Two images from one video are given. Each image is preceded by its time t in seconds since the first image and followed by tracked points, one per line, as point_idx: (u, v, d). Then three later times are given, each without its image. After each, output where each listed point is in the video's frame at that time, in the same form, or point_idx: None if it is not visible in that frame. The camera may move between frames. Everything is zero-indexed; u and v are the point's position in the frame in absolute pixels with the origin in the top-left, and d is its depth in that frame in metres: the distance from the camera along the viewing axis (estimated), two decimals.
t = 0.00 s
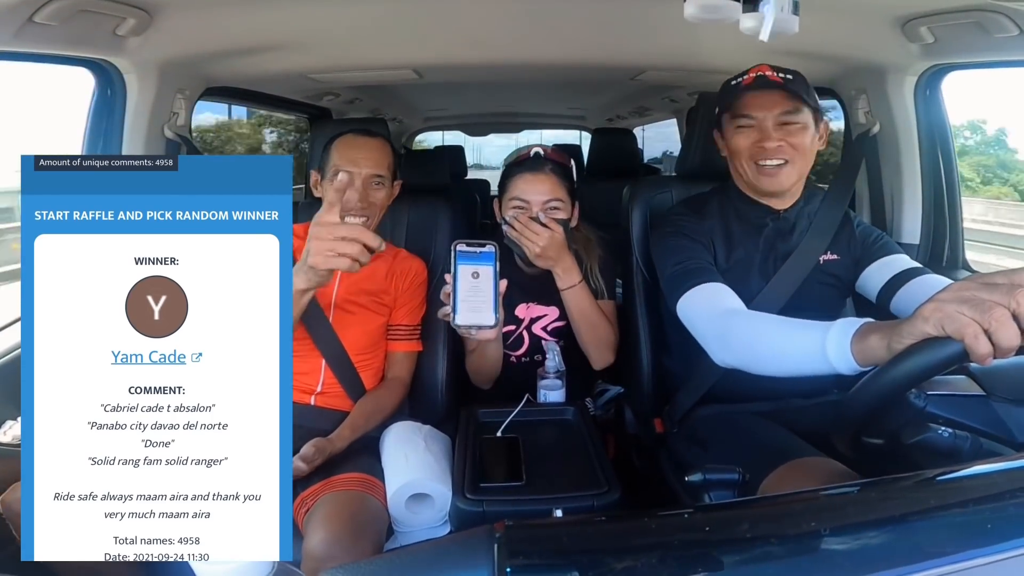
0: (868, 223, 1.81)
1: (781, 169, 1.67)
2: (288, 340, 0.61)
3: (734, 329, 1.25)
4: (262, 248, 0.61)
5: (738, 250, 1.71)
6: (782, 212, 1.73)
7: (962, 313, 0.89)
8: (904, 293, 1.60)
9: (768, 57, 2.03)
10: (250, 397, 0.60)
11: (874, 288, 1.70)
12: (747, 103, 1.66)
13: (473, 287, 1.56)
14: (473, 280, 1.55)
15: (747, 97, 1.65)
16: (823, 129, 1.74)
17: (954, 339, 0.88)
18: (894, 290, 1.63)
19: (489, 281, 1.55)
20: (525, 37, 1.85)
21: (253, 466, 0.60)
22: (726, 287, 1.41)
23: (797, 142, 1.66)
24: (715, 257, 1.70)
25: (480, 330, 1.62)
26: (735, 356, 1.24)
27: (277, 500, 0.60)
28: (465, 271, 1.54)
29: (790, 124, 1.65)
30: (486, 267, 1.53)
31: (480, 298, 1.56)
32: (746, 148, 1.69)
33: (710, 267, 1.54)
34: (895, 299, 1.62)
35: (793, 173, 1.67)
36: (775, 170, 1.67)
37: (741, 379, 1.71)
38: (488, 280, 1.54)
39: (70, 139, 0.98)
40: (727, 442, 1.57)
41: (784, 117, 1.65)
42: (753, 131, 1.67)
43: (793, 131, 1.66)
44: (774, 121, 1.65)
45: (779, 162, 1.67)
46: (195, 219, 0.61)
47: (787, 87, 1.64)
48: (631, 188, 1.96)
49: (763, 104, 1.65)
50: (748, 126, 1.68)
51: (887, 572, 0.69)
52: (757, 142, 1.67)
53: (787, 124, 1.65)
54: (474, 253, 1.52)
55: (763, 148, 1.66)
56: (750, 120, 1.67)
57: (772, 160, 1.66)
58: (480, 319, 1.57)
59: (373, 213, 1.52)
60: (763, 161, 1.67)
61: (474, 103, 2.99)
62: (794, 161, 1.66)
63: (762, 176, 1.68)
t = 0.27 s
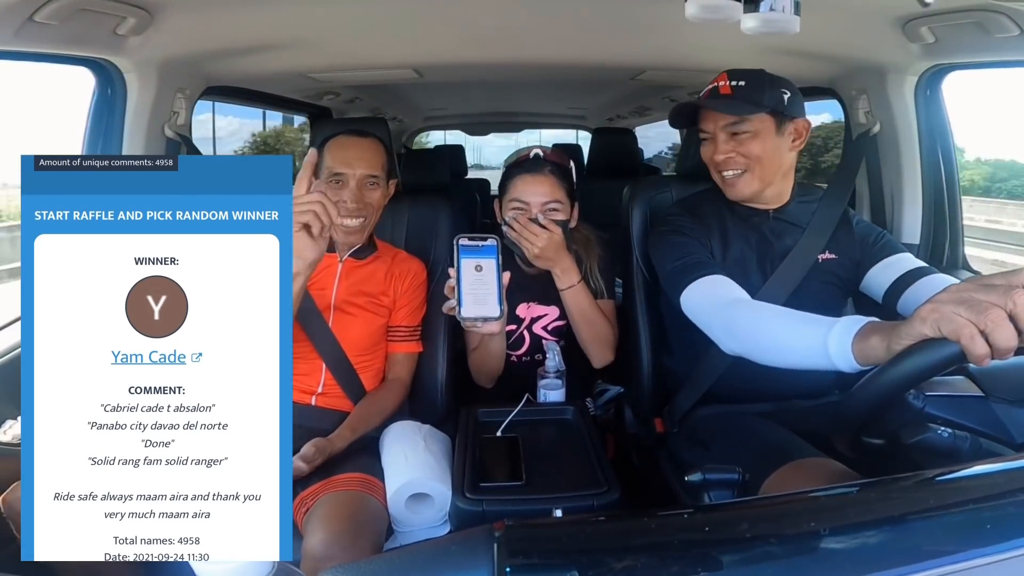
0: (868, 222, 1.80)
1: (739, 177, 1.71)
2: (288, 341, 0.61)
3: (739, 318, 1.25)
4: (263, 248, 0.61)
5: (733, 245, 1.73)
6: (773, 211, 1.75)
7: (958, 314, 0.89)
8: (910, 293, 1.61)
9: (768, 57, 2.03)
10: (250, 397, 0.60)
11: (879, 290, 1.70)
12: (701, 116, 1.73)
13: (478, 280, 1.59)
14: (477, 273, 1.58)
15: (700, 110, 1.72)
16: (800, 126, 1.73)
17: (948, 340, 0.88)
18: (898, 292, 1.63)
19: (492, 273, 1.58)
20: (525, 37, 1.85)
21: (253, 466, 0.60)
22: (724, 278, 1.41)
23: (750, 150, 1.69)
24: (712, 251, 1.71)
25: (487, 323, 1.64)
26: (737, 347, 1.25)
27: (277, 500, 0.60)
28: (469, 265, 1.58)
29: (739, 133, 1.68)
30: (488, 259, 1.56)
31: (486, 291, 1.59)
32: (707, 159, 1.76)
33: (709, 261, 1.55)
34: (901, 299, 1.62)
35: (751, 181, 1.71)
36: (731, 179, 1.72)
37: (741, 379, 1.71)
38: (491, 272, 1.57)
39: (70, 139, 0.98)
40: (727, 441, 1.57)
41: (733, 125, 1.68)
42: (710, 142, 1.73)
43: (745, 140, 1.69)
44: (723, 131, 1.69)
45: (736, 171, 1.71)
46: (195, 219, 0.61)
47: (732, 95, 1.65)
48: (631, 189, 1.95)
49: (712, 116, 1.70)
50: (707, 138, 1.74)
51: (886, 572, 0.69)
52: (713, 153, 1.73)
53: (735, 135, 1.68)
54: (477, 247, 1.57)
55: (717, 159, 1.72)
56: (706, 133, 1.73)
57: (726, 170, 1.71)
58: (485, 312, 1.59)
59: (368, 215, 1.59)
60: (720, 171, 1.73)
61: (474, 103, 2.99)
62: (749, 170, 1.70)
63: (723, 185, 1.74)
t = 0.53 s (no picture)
0: (868, 218, 1.80)
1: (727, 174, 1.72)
2: (288, 341, 0.61)
3: (740, 308, 1.25)
4: (262, 247, 0.61)
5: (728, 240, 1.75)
6: (768, 206, 1.76)
7: (960, 312, 0.89)
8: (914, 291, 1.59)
9: (769, 55, 2.03)
10: (250, 397, 0.60)
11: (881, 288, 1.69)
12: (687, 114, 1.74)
13: (488, 275, 1.61)
14: (486, 269, 1.61)
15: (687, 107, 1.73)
16: (789, 122, 1.72)
17: (951, 339, 0.88)
18: (898, 293, 1.63)
19: (500, 269, 1.61)
20: (526, 36, 1.85)
21: (253, 466, 0.60)
22: (724, 266, 1.42)
23: (734, 147, 1.69)
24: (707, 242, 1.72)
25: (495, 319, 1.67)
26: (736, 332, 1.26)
27: (277, 500, 0.61)
28: (479, 261, 1.60)
29: (723, 131, 1.68)
30: (497, 256, 1.59)
31: (495, 287, 1.62)
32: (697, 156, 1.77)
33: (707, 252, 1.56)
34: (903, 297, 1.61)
35: (738, 178, 1.71)
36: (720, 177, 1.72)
37: (742, 377, 1.70)
38: (499, 269, 1.60)
39: (71, 138, 0.98)
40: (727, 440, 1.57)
41: (717, 123, 1.68)
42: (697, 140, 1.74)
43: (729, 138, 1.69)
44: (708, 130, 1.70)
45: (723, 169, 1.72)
46: (195, 219, 0.61)
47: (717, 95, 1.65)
48: (631, 188, 1.96)
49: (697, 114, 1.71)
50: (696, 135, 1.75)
51: (885, 570, 0.69)
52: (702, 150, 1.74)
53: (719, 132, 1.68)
54: (485, 244, 1.59)
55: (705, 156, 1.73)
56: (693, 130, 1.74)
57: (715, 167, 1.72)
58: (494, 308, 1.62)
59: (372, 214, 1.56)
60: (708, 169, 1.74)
61: (474, 101, 2.99)
62: (735, 167, 1.70)
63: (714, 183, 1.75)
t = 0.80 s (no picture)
0: (864, 218, 1.81)
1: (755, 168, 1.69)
2: (288, 341, 0.61)
3: (736, 315, 1.25)
4: (262, 247, 0.61)
5: (724, 243, 1.74)
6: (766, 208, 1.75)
7: (959, 313, 0.89)
8: (907, 290, 1.59)
9: (769, 55, 2.03)
10: (250, 397, 0.60)
11: (875, 288, 1.69)
12: (715, 105, 1.67)
13: (484, 263, 1.67)
14: (482, 257, 1.67)
15: (714, 98, 1.66)
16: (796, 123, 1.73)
17: (950, 340, 0.88)
18: (893, 290, 1.63)
19: (496, 257, 1.67)
20: (527, 35, 1.86)
21: (253, 466, 0.61)
22: (719, 274, 1.41)
23: (768, 139, 1.67)
24: (703, 248, 1.70)
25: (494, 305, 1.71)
26: (733, 338, 1.25)
27: (277, 500, 0.61)
28: (475, 250, 1.67)
29: (761, 123, 1.66)
30: (492, 244, 1.67)
31: (491, 275, 1.68)
32: (720, 150, 1.71)
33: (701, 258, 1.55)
34: (895, 298, 1.61)
35: (767, 172, 1.69)
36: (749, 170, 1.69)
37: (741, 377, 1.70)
38: (495, 257, 1.66)
39: (71, 138, 0.98)
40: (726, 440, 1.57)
41: (755, 116, 1.65)
42: (727, 133, 1.68)
43: (764, 129, 1.67)
44: (745, 122, 1.66)
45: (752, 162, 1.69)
46: (195, 219, 0.61)
47: (754, 87, 1.64)
48: (631, 188, 1.94)
49: (731, 104, 1.65)
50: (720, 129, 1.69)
51: (883, 571, 0.69)
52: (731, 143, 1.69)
53: (756, 124, 1.65)
54: (480, 233, 1.66)
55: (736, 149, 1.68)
56: (724, 122, 1.67)
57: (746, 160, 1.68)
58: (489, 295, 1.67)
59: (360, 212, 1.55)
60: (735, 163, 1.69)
61: (475, 101, 3.00)
62: (766, 160, 1.68)
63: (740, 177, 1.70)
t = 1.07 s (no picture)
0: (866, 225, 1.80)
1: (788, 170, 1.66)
2: (288, 341, 0.61)
3: (740, 323, 1.24)
4: (263, 247, 0.61)
5: (730, 249, 1.72)
6: (774, 214, 1.73)
7: (964, 314, 0.89)
8: (909, 296, 1.61)
9: (769, 58, 2.03)
10: (250, 397, 0.60)
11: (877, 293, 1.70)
12: (754, 103, 1.65)
13: (489, 278, 1.66)
14: (487, 273, 1.66)
15: (755, 97, 1.65)
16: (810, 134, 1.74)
17: (953, 340, 0.88)
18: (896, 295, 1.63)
19: (502, 271, 1.66)
20: (527, 38, 1.86)
21: (253, 466, 0.60)
22: (721, 284, 1.42)
23: (803, 144, 1.66)
24: (707, 256, 1.69)
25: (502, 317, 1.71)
26: (735, 350, 1.25)
27: (277, 501, 0.61)
28: (480, 266, 1.66)
29: (796, 125, 1.65)
30: (497, 259, 1.65)
31: (497, 289, 1.67)
32: (754, 149, 1.67)
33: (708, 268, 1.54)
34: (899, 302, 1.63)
35: (799, 175, 1.67)
36: (783, 171, 1.65)
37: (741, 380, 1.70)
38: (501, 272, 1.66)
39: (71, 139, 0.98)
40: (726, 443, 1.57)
41: (792, 118, 1.65)
42: (763, 131, 1.65)
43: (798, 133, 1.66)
44: (783, 122, 1.64)
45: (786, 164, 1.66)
46: (195, 219, 0.61)
47: (791, 89, 1.65)
48: (631, 190, 1.92)
49: (773, 105, 1.64)
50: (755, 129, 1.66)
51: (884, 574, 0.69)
52: (766, 143, 1.65)
53: (794, 126, 1.65)
54: (485, 249, 1.64)
55: (772, 149, 1.65)
56: (760, 121, 1.65)
57: (781, 160, 1.65)
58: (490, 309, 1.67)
59: (353, 215, 1.59)
60: (772, 163, 1.65)
61: (475, 103, 3.00)
62: (800, 163, 1.66)
63: (772, 178, 1.65)
